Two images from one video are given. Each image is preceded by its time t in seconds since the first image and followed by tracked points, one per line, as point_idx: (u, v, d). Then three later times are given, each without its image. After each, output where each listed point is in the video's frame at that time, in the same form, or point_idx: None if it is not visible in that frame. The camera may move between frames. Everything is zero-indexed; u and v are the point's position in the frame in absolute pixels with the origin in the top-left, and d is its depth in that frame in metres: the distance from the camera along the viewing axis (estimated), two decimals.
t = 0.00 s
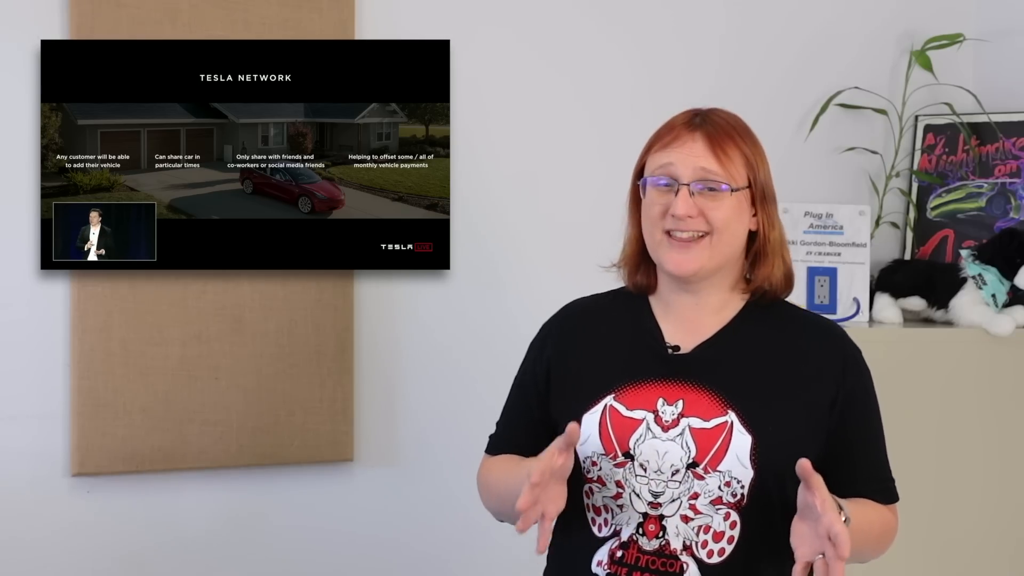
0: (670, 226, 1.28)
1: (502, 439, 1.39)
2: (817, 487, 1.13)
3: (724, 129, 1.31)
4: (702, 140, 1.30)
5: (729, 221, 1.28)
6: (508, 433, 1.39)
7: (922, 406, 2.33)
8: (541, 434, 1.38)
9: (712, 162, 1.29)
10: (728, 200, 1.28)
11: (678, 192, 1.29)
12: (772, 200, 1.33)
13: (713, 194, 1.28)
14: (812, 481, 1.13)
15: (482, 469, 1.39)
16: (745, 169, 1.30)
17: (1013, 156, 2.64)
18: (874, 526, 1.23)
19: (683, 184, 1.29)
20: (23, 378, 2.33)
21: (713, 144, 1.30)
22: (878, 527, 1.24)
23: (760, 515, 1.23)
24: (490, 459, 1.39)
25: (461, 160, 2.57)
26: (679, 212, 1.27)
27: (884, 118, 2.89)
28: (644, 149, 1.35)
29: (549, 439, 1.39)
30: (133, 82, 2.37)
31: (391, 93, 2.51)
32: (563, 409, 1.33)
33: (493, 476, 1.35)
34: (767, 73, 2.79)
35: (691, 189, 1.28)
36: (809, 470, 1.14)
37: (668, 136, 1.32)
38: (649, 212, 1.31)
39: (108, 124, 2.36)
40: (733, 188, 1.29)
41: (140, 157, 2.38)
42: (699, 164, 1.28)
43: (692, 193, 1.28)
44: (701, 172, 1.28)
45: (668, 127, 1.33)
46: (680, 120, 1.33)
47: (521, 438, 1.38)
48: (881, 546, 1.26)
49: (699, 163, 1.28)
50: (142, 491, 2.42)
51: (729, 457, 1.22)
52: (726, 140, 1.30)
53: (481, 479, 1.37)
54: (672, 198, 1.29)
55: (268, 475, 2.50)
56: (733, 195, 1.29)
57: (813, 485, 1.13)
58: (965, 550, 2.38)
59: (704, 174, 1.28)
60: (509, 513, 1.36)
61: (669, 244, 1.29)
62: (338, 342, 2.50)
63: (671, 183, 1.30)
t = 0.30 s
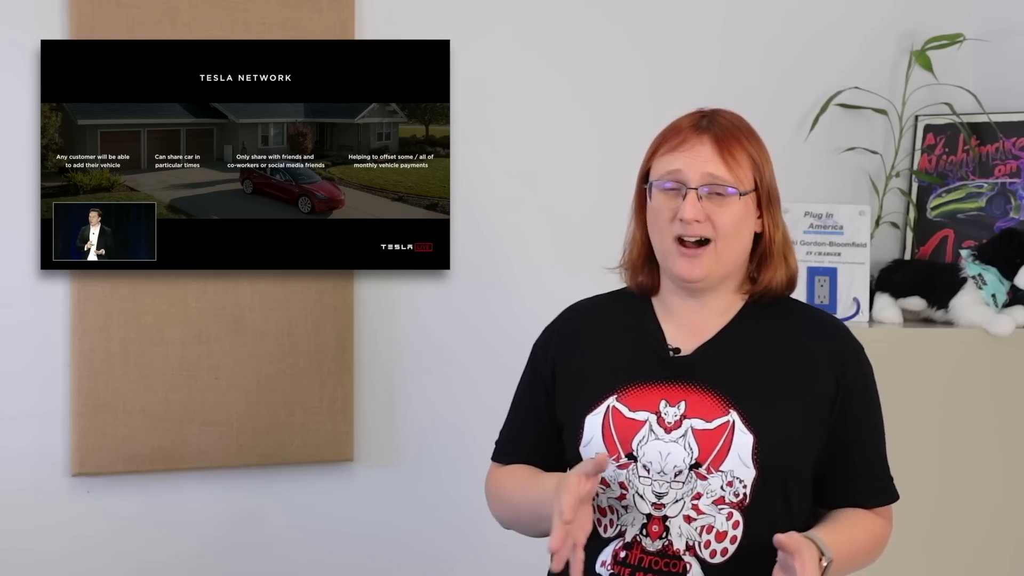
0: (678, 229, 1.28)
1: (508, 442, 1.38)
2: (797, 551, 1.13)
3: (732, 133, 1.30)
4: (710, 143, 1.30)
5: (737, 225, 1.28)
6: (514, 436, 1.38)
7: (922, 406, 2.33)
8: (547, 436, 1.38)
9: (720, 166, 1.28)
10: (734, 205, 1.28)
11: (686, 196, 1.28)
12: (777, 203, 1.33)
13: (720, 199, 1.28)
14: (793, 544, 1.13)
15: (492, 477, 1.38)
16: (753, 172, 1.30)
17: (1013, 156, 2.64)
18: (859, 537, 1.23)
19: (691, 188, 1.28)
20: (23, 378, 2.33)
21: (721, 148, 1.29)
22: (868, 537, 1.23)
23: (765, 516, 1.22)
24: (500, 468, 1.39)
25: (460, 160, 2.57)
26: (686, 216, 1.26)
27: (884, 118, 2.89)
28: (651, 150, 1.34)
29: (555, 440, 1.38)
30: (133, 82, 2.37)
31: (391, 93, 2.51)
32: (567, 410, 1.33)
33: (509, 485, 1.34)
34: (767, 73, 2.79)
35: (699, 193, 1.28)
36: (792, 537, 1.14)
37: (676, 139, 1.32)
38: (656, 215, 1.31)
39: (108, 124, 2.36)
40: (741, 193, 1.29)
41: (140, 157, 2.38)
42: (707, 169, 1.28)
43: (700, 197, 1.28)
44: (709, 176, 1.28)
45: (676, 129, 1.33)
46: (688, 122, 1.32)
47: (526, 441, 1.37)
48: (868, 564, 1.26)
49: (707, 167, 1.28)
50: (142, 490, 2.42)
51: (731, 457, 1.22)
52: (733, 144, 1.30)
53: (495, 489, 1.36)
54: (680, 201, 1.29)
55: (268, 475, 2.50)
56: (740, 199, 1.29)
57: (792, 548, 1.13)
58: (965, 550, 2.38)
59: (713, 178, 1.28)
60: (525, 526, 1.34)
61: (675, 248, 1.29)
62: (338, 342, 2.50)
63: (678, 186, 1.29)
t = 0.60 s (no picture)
0: (679, 228, 1.27)
1: (508, 442, 1.37)
2: (777, 546, 1.13)
3: (732, 132, 1.30)
4: (711, 142, 1.30)
5: (738, 223, 1.28)
6: (514, 435, 1.37)
7: (922, 406, 2.33)
8: (546, 438, 1.37)
9: (722, 164, 1.28)
10: (735, 203, 1.28)
11: (687, 195, 1.28)
12: (777, 201, 1.33)
13: (721, 197, 1.28)
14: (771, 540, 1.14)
15: (497, 479, 1.38)
16: (754, 170, 1.30)
17: (1013, 156, 2.64)
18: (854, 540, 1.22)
19: (692, 187, 1.28)
20: (23, 379, 2.33)
21: (721, 147, 1.29)
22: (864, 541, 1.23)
23: (765, 516, 1.22)
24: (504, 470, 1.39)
25: (460, 160, 2.57)
26: (688, 215, 1.26)
27: (884, 118, 2.89)
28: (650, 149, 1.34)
29: (554, 442, 1.38)
30: (133, 82, 2.37)
31: (391, 93, 2.51)
32: (566, 411, 1.33)
33: (518, 491, 1.33)
34: (767, 73, 2.79)
35: (700, 192, 1.28)
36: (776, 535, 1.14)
37: (676, 138, 1.31)
38: (656, 214, 1.31)
39: (108, 124, 2.36)
40: (742, 191, 1.29)
41: (140, 157, 2.38)
42: (707, 167, 1.28)
43: (701, 196, 1.27)
44: (710, 175, 1.28)
45: (676, 128, 1.32)
46: (688, 120, 1.32)
47: (526, 441, 1.37)
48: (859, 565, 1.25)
49: (708, 166, 1.28)
50: (142, 490, 2.42)
51: (731, 457, 1.22)
52: (733, 142, 1.30)
53: (501, 493, 1.35)
54: (681, 200, 1.29)
55: (268, 475, 2.50)
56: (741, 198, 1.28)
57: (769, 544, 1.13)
58: (965, 551, 2.38)
59: (714, 177, 1.28)
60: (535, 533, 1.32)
61: (676, 246, 1.28)
62: (338, 342, 2.50)
63: (679, 185, 1.29)
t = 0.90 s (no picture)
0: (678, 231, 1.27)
1: (505, 442, 1.37)
2: (759, 549, 1.13)
3: (731, 134, 1.30)
4: (710, 145, 1.29)
5: (737, 226, 1.28)
6: (510, 435, 1.37)
7: (922, 406, 2.33)
8: (541, 438, 1.37)
9: (720, 168, 1.28)
10: (735, 205, 1.28)
11: (686, 198, 1.28)
12: (773, 203, 1.33)
13: (720, 200, 1.27)
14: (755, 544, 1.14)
15: (495, 481, 1.37)
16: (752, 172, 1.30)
17: (1013, 156, 2.64)
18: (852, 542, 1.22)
19: (691, 190, 1.27)
20: (24, 379, 2.34)
21: (720, 149, 1.29)
22: (862, 543, 1.23)
23: (761, 513, 1.23)
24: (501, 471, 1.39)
25: (460, 160, 2.57)
26: (687, 219, 1.26)
27: (884, 118, 2.88)
28: (647, 151, 1.33)
29: (550, 442, 1.38)
30: (133, 82, 2.38)
31: (391, 93, 2.51)
32: (562, 409, 1.33)
33: (518, 497, 1.33)
34: (767, 73, 2.79)
35: (699, 195, 1.27)
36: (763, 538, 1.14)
37: (675, 140, 1.31)
38: (654, 217, 1.30)
39: (108, 124, 2.37)
40: (741, 194, 1.28)
41: (140, 157, 2.38)
42: (707, 170, 1.27)
43: (701, 200, 1.27)
44: (710, 178, 1.27)
45: (673, 130, 1.31)
46: (686, 122, 1.31)
47: (523, 440, 1.36)
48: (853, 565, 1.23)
49: (707, 168, 1.27)
50: (142, 490, 2.42)
51: (727, 454, 1.22)
52: (732, 143, 1.29)
53: (500, 499, 1.34)
54: (680, 204, 1.28)
55: (268, 475, 2.50)
56: (741, 199, 1.28)
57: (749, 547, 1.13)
58: (965, 551, 2.38)
59: (713, 180, 1.27)
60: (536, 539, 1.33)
61: (675, 249, 1.28)
62: (338, 342, 2.50)
63: (677, 188, 1.29)
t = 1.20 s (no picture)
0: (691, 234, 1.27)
1: (503, 444, 1.37)
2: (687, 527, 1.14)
3: (740, 138, 1.30)
4: (721, 148, 1.29)
5: (747, 230, 1.28)
6: (508, 437, 1.36)
7: (922, 406, 2.34)
8: (538, 442, 1.36)
9: (733, 171, 1.28)
10: (746, 207, 1.28)
11: (700, 201, 1.27)
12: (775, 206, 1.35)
13: (732, 204, 1.28)
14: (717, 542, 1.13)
15: (496, 486, 1.37)
16: (760, 176, 1.31)
17: (1013, 156, 2.64)
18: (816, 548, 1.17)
19: (704, 193, 1.27)
20: (24, 379, 2.34)
21: (730, 152, 1.29)
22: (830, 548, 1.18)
23: (753, 512, 1.23)
24: (502, 474, 1.38)
25: (460, 160, 2.57)
26: (703, 221, 1.25)
27: (884, 118, 2.88)
28: (654, 152, 1.32)
29: (547, 445, 1.38)
30: (133, 82, 2.37)
31: (391, 93, 2.51)
32: (558, 411, 1.32)
33: (524, 502, 1.32)
34: (767, 73, 2.79)
35: (713, 198, 1.27)
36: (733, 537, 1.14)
37: (685, 142, 1.30)
38: (664, 218, 1.29)
39: (108, 124, 2.36)
40: (751, 198, 1.29)
41: (139, 157, 2.38)
42: (721, 174, 1.27)
43: (715, 203, 1.27)
44: (722, 180, 1.27)
45: (683, 132, 1.31)
46: (693, 124, 1.31)
47: (522, 441, 1.36)
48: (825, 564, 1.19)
49: (720, 171, 1.27)
50: (142, 491, 2.42)
51: (720, 454, 1.22)
52: (741, 146, 1.30)
53: (506, 504, 1.34)
54: (692, 206, 1.28)
55: (268, 475, 2.50)
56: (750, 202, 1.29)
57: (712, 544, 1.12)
58: (965, 551, 2.38)
59: (727, 183, 1.27)
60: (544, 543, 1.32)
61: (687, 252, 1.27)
62: (338, 342, 2.50)
63: (690, 191, 1.28)
